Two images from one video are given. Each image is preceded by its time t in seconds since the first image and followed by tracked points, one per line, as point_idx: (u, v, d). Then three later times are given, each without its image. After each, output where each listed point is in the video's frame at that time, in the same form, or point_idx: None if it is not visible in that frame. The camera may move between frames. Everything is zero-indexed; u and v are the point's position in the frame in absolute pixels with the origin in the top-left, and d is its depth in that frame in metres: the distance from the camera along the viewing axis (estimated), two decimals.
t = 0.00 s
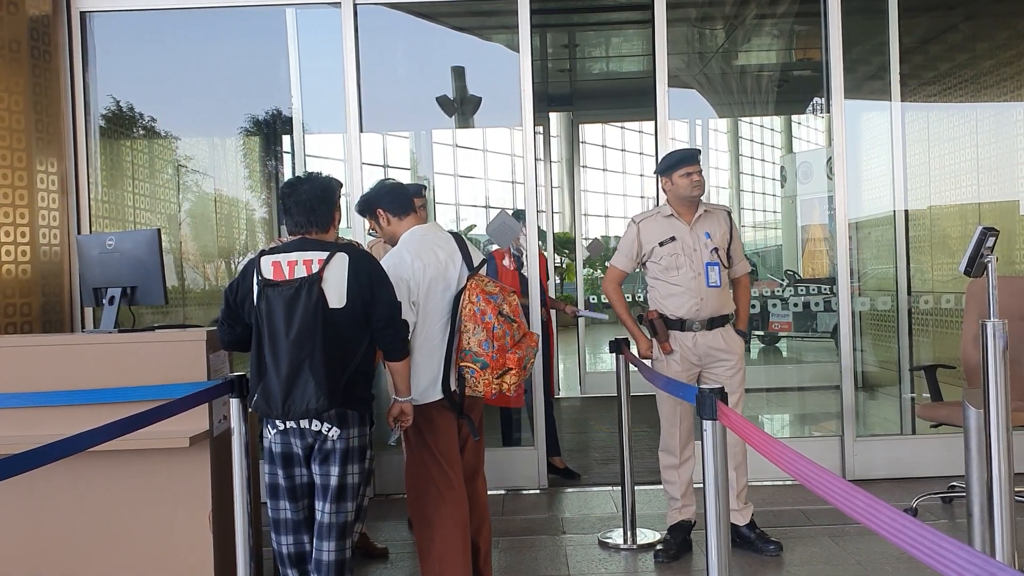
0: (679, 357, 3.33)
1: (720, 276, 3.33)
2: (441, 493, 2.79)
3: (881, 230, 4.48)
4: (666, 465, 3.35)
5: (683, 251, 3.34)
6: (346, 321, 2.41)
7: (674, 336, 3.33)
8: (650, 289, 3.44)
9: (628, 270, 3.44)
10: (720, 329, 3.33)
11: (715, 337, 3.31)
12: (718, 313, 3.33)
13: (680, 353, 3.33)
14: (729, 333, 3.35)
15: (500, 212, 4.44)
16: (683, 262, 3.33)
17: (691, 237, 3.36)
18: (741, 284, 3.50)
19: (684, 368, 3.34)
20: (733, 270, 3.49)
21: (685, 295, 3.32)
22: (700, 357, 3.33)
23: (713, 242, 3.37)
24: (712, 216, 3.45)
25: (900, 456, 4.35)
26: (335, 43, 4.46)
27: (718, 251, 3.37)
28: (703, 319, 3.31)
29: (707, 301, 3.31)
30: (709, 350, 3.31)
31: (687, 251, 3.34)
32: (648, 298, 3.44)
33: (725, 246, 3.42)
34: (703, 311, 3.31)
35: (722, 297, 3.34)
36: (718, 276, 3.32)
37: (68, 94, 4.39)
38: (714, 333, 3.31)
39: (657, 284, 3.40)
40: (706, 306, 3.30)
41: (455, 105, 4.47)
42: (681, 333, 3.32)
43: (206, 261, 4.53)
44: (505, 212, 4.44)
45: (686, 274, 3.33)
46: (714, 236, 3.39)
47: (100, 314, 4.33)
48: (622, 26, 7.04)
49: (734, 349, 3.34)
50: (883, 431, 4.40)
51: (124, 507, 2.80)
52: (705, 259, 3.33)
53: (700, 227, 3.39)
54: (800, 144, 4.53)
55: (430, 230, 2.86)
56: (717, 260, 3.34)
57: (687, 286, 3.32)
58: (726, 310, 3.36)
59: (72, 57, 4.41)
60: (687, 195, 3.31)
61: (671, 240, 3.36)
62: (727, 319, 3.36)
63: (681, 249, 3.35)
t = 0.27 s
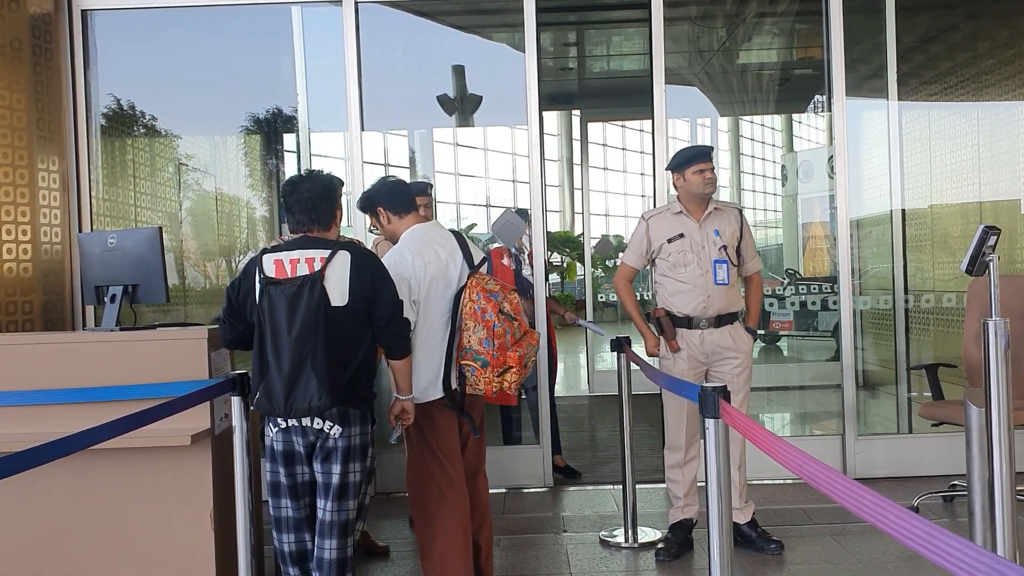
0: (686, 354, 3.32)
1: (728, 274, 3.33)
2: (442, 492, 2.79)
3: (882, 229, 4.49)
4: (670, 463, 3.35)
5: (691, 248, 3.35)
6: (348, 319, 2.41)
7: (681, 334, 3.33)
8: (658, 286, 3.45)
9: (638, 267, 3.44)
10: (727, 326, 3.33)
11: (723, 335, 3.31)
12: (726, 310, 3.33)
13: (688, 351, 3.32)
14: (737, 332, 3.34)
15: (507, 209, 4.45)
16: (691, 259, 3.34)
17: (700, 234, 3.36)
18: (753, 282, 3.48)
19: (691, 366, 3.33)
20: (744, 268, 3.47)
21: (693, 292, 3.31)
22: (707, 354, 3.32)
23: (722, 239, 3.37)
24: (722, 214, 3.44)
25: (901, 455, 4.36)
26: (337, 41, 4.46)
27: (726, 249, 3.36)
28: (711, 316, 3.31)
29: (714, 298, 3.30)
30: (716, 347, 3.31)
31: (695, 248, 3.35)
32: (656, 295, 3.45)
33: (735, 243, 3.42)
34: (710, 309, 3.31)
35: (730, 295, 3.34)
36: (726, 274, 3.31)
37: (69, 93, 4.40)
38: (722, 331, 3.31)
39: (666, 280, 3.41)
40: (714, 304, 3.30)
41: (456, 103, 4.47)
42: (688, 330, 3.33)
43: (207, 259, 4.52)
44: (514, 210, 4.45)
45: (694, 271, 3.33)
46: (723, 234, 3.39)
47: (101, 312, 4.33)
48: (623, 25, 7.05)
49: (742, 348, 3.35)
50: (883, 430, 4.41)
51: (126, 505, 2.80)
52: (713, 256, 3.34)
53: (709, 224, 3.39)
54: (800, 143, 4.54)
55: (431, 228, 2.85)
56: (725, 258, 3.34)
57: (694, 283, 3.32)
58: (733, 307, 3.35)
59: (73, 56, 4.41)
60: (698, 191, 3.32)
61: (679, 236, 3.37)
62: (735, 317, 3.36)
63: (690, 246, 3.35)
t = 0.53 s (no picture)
0: (689, 353, 3.33)
1: (731, 273, 3.33)
2: (442, 490, 2.79)
3: (883, 228, 4.49)
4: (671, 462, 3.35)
5: (695, 247, 3.35)
6: (349, 317, 2.41)
7: (684, 333, 3.34)
8: (661, 285, 3.45)
9: (642, 265, 3.44)
10: (731, 326, 3.33)
11: (726, 335, 3.31)
12: (729, 310, 3.33)
13: (690, 350, 3.33)
14: (741, 331, 3.34)
15: (512, 207, 4.43)
16: (694, 258, 3.34)
17: (704, 233, 3.36)
18: (758, 281, 3.48)
19: (694, 366, 3.34)
20: (748, 267, 3.49)
21: (696, 291, 3.32)
22: (711, 353, 3.32)
23: (726, 239, 3.37)
24: (727, 213, 3.43)
25: (900, 453, 4.37)
26: (337, 40, 4.46)
27: (731, 249, 3.36)
28: (714, 316, 3.31)
29: (718, 298, 3.31)
30: (719, 347, 3.31)
31: (698, 247, 3.35)
32: (660, 293, 3.45)
33: (739, 243, 3.42)
34: (714, 308, 3.31)
35: (734, 294, 3.34)
36: (729, 273, 3.31)
37: (70, 92, 4.40)
38: (725, 330, 3.31)
39: (669, 279, 3.41)
40: (717, 303, 3.31)
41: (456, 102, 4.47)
42: (691, 329, 3.33)
43: (207, 258, 4.52)
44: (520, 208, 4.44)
45: (697, 270, 3.33)
46: (727, 233, 3.38)
47: (101, 311, 4.33)
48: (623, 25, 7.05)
49: (745, 349, 3.34)
50: (883, 429, 4.41)
51: (126, 503, 2.80)
52: (717, 256, 3.34)
53: (713, 223, 3.39)
54: (801, 142, 4.55)
55: (429, 227, 2.85)
56: (729, 257, 3.34)
57: (698, 282, 3.32)
58: (736, 307, 3.35)
59: (74, 55, 4.42)
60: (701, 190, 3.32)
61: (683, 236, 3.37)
62: (739, 316, 3.36)
63: (693, 245, 3.35)
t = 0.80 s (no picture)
0: (689, 353, 3.33)
1: (733, 274, 3.33)
2: (442, 490, 2.79)
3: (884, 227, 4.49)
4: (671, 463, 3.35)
5: (696, 247, 3.35)
6: (350, 318, 2.41)
7: (685, 332, 3.34)
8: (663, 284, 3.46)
9: (644, 264, 3.44)
10: (732, 326, 3.33)
11: (727, 335, 3.31)
12: (731, 310, 3.32)
13: (691, 350, 3.33)
14: (742, 333, 3.34)
15: (514, 207, 4.45)
16: (694, 258, 3.34)
17: (705, 233, 3.36)
18: (760, 282, 3.47)
19: (694, 366, 3.34)
20: (751, 268, 3.47)
21: (696, 291, 3.32)
22: (711, 353, 3.32)
23: (728, 239, 3.37)
24: (729, 213, 3.43)
25: (901, 454, 4.37)
26: (338, 40, 4.46)
27: (732, 249, 3.36)
28: (715, 316, 3.31)
29: (719, 298, 3.31)
30: (720, 347, 3.31)
31: (699, 247, 3.35)
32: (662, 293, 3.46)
33: (741, 243, 3.41)
34: (714, 308, 3.31)
35: (735, 294, 3.34)
36: (730, 273, 3.31)
37: (70, 91, 4.40)
38: (726, 330, 3.31)
39: (670, 279, 3.41)
40: (718, 303, 3.31)
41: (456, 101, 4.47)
42: (692, 329, 3.33)
43: (207, 258, 4.52)
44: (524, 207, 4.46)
45: (698, 270, 3.33)
46: (728, 233, 3.38)
47: (102, 310, 4.33)
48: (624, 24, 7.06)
49: (745, 350, 3.34)
50: (884, 429, 4.41)
51: (126, 503, 2.80)
52: (718, 256, 3.33)
53: (715, 223, 3.39)
54: (802, 142, 4.55)
55: (426, 227, 2.84)
56: (730, 257, 3.33)
57: (698, 282, 3.32)
58: (737, 307, 3.35)
59: (75, 54, 4.42)
60: (702, 191, 3.33)
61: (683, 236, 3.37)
62: (740, 316, 3.36)
63: (694, 245, 3.35)
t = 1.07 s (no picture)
0: (687, 353, 3.33)
1: (730, 273, 3.32)
2: (442, 490, 2.79)
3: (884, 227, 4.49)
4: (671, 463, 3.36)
5: (693, 246, 3.35)
6: (349, 317, 2.41)
7: (683, 332, 3.34)
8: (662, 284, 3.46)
9: (644, 265, 3.44)
10: (730, 326, 3.32)
11: (725, 335, 3.31)
12: (729, 309, 3.32)
13: (689, 350, 3.33)
14: (740, 333, 3.34)
15: (520, 207, 4.45)
16: (692, 258, 3.34)
17: (703, 232, 3.36)
18: (762, 282, 3.45)
19: (692, 365, 3.34)
20: (752, 267, 3.46)
21: (694, 291, 3.33)
22: (709, 353, 3.32)
23: (725, 238, 3.36)
24: (728, 213, 3.42)
25: (901, 453, 4.37)
26: (339, 39, 4.47)
27: (730, 248, 3.35)
28: (713, 315, 3.31)
29: (716, 298, 3.31)
30: (718, 347, 3.31)
31: (697, 247, 3.35)
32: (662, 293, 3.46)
33: (739, 243, 3.40)
34: (712, 308, 3.31)
35: (733, 294, 3.34)
36: (728, 273, 3.30)
37: (70, 90, 4.40)
38: (724, 330, 3.31)
39: (669, 279, 3.41)
40: (716, 303, 3.30)
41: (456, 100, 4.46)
42: (689, 329, 3.33)
43: (207, 257, 4.52)
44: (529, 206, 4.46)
45: (695, 270, 3.33)
46: (726, 232, 3.37)
47: (102, 309, 4.33)
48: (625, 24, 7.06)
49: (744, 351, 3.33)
50: (884, 429, 4.42)
51: (127, 502, 2.80)
52: (715, 255, 3.33)
53: (712, 223, 3.38)
54: (803, 141, 4.55)
55: (425, 226, 2.83)
56: (728, 257, 3.32)
57: (696, 281, 3.33)
58: (735, 307, 3.34)
59: (75, 53, 4.42)
60: (698, 189, 3.32)
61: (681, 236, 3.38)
62: (739, 316, 3.35)
63: (692, 245, 3.35)
